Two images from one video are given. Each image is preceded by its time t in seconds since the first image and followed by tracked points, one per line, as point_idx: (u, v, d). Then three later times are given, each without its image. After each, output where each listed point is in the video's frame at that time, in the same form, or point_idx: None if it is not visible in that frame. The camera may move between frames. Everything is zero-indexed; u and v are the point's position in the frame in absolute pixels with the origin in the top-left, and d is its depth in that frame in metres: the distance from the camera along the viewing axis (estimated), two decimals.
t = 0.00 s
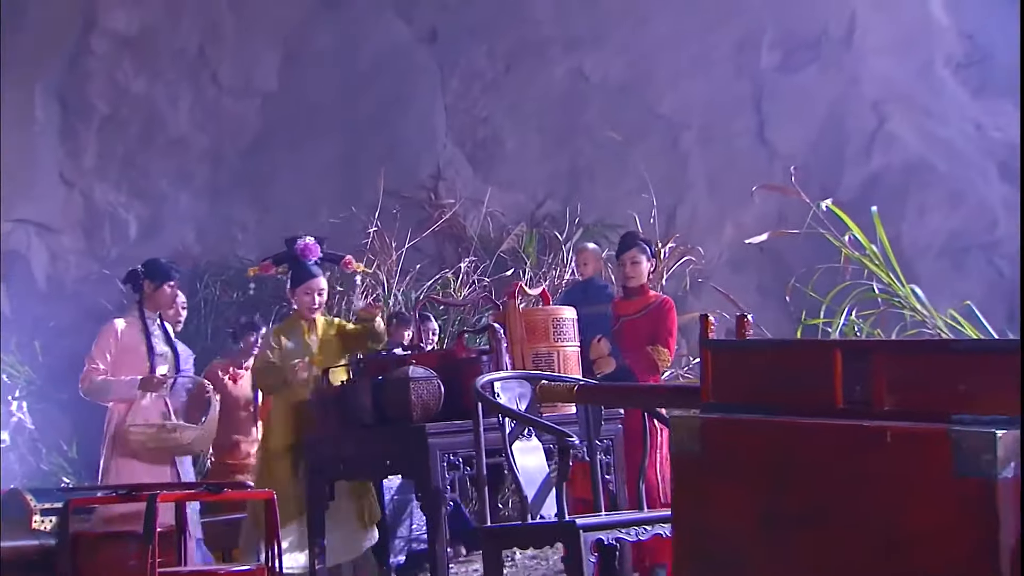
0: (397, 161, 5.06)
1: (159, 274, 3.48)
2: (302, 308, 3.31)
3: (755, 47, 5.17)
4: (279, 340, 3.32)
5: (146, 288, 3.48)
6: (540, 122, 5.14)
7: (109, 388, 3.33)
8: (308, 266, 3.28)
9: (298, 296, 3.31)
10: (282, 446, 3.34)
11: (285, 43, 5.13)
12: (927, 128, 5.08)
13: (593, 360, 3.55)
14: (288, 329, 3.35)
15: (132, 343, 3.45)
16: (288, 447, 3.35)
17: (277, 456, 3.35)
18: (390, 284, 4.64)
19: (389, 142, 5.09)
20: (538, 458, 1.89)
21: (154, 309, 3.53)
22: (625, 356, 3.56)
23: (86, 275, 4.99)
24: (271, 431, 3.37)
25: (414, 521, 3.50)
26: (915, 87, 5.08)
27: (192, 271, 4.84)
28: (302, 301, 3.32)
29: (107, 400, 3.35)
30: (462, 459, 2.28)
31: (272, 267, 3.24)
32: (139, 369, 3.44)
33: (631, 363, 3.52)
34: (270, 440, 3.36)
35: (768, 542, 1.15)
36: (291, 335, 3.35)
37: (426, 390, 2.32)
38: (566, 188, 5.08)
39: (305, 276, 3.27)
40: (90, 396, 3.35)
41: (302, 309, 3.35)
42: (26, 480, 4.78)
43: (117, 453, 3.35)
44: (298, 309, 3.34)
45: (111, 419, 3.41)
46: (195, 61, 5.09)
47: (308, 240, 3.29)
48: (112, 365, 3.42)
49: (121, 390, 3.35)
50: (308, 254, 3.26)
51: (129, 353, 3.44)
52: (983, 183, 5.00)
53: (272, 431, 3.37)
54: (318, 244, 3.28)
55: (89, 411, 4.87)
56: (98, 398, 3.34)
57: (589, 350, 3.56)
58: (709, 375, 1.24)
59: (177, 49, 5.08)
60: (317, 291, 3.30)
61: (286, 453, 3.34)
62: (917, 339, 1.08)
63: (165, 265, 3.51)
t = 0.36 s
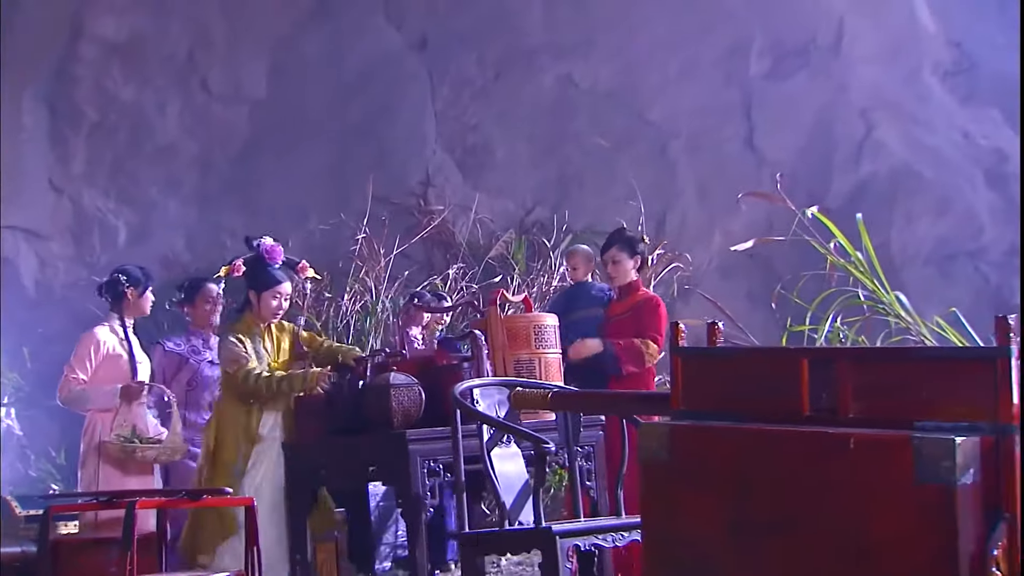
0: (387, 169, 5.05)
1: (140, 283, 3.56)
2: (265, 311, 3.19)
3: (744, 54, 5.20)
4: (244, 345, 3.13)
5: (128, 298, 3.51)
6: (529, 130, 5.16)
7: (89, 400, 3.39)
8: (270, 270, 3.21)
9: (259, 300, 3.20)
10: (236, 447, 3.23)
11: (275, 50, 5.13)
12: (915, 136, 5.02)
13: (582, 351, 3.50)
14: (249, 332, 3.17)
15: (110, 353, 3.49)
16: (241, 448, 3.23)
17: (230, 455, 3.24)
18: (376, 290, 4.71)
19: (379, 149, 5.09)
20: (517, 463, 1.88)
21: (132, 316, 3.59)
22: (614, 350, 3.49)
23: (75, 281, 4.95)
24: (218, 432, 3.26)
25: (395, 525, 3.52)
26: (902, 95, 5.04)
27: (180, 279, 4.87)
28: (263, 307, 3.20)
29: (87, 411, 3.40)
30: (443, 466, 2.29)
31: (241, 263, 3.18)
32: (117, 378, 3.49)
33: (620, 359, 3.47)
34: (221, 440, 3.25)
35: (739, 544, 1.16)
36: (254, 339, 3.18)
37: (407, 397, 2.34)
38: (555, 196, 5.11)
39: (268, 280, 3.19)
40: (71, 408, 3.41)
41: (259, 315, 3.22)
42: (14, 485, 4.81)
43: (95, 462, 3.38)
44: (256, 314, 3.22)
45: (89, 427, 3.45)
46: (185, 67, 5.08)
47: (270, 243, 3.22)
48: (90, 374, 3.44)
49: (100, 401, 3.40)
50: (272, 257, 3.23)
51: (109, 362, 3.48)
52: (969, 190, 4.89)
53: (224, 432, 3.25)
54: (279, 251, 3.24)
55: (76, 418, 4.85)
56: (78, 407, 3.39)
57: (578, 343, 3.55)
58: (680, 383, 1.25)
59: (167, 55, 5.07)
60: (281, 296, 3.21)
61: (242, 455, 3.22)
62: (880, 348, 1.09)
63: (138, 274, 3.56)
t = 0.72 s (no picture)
0: (364, 182, 5.06)
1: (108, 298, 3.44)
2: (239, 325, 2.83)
3: (720, 68, 5.23)
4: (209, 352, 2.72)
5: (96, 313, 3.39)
6: (507, 143, 5.16)
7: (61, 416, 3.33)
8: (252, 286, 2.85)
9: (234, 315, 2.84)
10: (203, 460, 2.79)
11: (252, 62, 5.09)
12: (891, 152, 5.10)
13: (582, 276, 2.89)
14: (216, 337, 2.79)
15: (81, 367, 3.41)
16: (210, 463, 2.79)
17: (197, 469, 2.79)
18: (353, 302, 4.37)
19: (359, 162, 5.12)
20: (485, 477, 1.87)
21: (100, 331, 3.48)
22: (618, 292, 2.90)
23: (50, 294, 4.89)
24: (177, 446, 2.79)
25: None
26: (877, 110, 5.11)
27: (156, 292, 4.89)
28: (237, 322, 2.82)
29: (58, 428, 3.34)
30: (411, 480, 2.30)
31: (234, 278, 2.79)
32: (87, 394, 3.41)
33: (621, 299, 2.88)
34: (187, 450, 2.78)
35: (705, 557, 1.17)
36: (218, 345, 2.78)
37: (376, 411, 2.34)
38: (533, 209, 5.11)
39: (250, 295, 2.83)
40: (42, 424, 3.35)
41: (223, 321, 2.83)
42: None
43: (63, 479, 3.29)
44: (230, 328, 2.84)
45: (59, 443, 3.37)
46: (162, 80, 5.02)
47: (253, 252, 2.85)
48: (61, 391, 3.37)
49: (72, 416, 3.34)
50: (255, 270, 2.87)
51: (79, 378, 3.40)
52: (942, 204, 5.02)
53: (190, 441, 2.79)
54: (265, 264, 2.91)
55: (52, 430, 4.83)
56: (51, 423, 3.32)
57: (595, 257, 2.91)
58: (641, 397, 1.26)
59: (143, 67, 5.01)
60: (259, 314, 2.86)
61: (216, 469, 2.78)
62: (843, 363, 1.09)
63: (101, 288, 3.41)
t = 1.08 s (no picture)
0: (346, 193, 5.06)
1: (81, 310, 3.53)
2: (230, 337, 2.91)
3: (703, 79, 5.22)
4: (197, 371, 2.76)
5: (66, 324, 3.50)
6: (490, 155, 5.15)
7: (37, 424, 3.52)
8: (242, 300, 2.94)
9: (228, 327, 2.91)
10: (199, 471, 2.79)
11: (238, 70, 5.14)
12: (872, 165, 4.98)
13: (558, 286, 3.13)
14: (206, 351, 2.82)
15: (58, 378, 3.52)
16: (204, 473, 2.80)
17: (195, 481, 2.78)
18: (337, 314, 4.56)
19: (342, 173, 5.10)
20: (458, 489, 1.88)
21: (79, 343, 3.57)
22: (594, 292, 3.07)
23: (32, 303, 4.92)
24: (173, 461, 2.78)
25: None
26: (860, 123, 4.99)
27: (137, 303, 4.88)
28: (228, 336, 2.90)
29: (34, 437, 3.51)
30: (386, 491, 2.32)
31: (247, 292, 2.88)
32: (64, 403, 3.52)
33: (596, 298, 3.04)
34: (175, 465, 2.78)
35: (701, 560, 1.14)
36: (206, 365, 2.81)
37: (352, 423, 2.35)
38: (516, 219, 5.09)
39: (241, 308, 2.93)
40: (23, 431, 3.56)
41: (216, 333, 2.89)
42: None
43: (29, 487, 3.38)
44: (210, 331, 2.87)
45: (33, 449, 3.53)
46: (145, 90, 5.10)
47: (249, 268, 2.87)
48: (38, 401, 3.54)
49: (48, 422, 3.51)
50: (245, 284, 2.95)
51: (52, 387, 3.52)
52: (925, 218, 4.87)
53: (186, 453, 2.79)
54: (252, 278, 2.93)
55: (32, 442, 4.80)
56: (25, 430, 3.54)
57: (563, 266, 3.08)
58: (609, 408, 1.28)
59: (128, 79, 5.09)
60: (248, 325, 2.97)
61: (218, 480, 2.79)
62: (796, 374, 1.11)
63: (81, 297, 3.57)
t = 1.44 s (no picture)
0: (330, 193, 4.93)
1: (72, 310, 3.46)
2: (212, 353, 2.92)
3: (685, 81, 5.28)
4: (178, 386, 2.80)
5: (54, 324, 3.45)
6: (474, 155, 5.13)
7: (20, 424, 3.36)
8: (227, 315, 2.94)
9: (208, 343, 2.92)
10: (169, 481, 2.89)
11: (219, 73, 4.91)
12: (855, 166, 5.19)
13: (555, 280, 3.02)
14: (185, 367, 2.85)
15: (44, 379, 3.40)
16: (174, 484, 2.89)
17: (164, 490, 2.89)
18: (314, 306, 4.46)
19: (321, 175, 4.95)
20: (433, 488, 1.89)
21: (67, 346, 3.50)
22: (592, 288, 2.99)
23: (11, 302, 4.49)
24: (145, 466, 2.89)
25: None
26: (841, 125, 5.22)
27: (120, 302, 4.60)
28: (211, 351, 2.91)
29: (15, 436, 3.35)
30: (362, 489, 2.33)
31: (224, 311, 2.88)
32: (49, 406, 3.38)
33: (593, 295, 2.98)
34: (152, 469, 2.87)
35: (701, 560, 1.12)
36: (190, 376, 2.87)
37: (327, 421, 2.38)
38: (498, 219, 5.08)
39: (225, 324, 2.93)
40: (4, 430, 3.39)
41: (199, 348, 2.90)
42: None
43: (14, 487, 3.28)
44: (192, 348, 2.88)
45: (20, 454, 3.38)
46: (126, 90, 4.79)
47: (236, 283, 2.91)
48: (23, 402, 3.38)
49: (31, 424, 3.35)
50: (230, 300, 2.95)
51: (38, 388, 3.38)
52: (905, 219, 5.14)
53: (158, 463, 2.88)
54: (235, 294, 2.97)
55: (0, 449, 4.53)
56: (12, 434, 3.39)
57: (563, 258, 3.00)
58: (578, 410, 1.28)
59: (108, 76, 4.76)
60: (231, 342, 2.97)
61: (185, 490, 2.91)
62: (755, 374, 1.12)
63: (72, 296, 3.49)
